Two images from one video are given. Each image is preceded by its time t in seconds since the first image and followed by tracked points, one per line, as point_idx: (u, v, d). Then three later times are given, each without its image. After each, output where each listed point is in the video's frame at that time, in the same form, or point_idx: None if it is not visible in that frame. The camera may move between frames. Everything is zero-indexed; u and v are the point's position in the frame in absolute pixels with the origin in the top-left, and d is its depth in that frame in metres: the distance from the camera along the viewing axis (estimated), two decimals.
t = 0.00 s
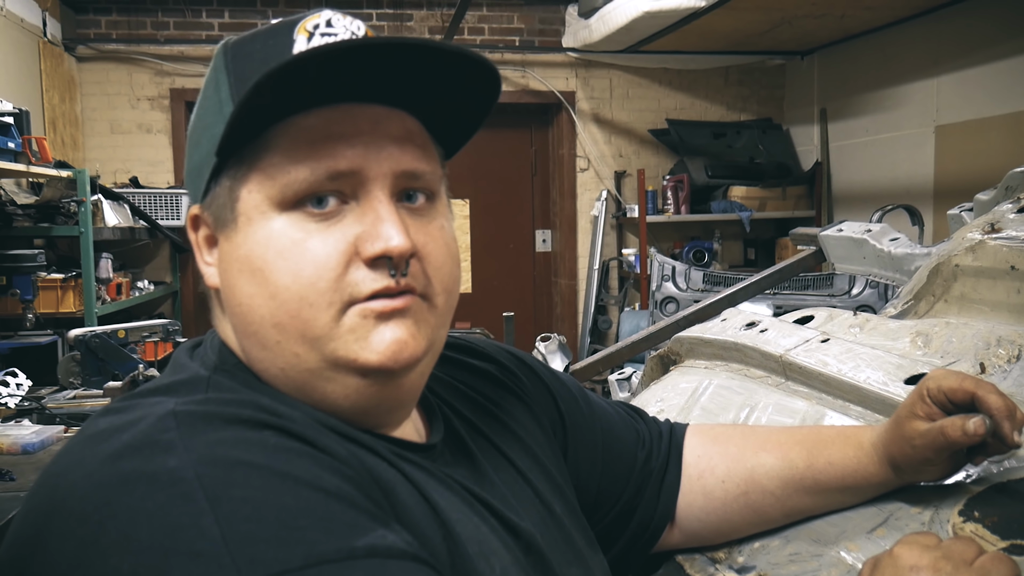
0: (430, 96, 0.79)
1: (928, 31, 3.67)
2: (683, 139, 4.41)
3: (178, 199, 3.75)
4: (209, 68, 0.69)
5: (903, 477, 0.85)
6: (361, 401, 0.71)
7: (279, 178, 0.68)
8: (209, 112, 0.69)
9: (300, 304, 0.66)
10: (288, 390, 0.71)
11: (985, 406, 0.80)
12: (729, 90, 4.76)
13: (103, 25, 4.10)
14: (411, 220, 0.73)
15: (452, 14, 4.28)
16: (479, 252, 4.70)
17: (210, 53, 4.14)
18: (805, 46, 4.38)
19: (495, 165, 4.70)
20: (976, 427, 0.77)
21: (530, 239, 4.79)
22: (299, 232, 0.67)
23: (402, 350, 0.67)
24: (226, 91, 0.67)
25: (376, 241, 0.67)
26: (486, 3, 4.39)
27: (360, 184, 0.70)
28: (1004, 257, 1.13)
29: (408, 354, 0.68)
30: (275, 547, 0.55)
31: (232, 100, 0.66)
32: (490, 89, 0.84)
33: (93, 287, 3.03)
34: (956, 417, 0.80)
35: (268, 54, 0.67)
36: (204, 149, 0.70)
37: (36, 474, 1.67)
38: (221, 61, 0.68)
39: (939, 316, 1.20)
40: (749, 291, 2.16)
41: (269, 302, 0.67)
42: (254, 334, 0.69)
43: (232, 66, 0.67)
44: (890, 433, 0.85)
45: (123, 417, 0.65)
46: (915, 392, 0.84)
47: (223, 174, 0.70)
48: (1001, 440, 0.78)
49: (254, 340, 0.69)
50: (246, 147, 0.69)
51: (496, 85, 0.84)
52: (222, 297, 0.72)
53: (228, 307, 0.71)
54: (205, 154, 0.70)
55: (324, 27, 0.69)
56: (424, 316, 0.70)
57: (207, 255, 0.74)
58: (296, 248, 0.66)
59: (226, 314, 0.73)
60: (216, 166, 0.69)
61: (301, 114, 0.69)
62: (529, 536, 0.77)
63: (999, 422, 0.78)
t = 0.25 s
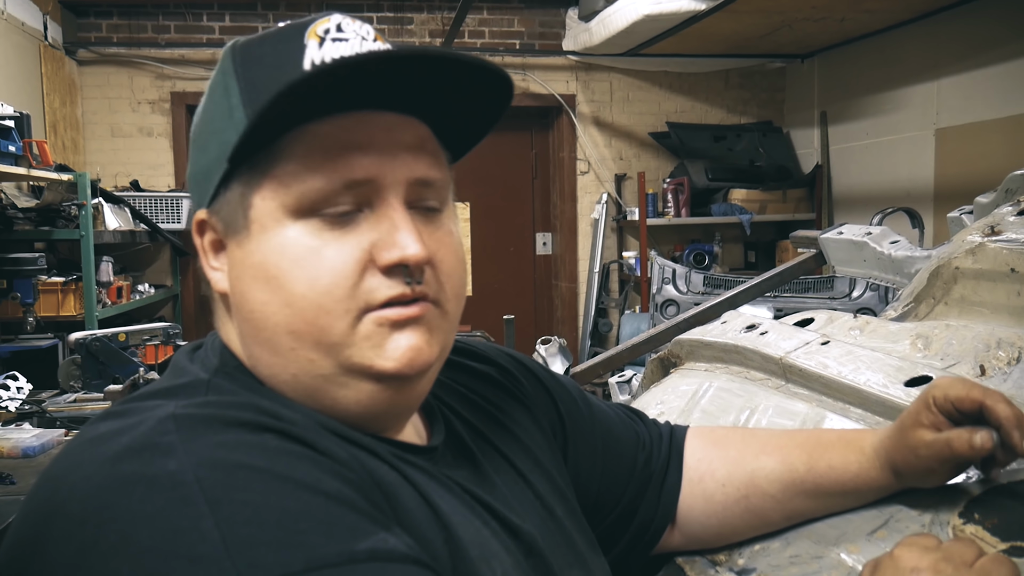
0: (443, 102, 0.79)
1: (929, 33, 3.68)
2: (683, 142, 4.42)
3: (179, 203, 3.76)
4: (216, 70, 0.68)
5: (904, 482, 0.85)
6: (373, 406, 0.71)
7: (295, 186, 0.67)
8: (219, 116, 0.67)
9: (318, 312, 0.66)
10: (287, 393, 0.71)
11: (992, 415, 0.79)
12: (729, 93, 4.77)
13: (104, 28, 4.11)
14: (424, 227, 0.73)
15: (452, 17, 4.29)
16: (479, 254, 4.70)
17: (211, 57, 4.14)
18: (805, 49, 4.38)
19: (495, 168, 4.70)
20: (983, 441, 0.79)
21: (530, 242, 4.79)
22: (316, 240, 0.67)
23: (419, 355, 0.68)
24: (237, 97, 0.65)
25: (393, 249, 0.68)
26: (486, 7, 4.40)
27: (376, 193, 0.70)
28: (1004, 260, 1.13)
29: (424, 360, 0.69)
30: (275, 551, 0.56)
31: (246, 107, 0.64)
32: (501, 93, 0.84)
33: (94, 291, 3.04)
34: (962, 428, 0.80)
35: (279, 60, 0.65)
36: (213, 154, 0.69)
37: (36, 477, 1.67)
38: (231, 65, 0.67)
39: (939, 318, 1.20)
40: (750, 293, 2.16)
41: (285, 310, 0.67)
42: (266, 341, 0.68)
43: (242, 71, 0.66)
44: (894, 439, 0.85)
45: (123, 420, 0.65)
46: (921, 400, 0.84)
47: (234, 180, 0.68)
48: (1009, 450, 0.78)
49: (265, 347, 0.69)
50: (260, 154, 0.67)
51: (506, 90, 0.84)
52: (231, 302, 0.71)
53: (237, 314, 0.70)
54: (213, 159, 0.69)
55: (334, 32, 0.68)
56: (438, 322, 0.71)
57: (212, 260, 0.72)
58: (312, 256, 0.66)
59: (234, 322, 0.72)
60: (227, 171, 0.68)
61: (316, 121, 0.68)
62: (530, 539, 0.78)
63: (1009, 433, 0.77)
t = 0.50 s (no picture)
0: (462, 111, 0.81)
1: (927, 36, 3.69)
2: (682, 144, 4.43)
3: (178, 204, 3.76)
4: (247, 62, 0.67)
5: (903, 487, 0.84)
6: (403, 398, 0.72)
7: (346, 185, 0.67)
8: (253, 110, 0.66)
9: (366, 307, 0.67)
10: (287, 395, 0.70)
11: (991, 423, 0.79)
12: (727, 95, 4.77)
13: (103, 30, 4.11)
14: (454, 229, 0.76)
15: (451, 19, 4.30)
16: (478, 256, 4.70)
17: (209, 59, 4.15)
18: (803, 51, 4.39)
19: (495, 170, 4.70)
20: (981, 451, 0.76)
21: (529, 244, 4.79)
22: (364, 238, 0.67)
23: (450, 348, 0.72)
24: (281, 92, 0.65)
25: (437, 248, 0.70)
26: (485, 9, 4.41)
27: (417, 195, 0.71)
28: (1002, 262, 1.13)
29: (453, 353, 0.73)
30: (282, 553, 0.56)
31: (292, 105, 0.65)
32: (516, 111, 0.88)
33: (93, 293, 3.03)
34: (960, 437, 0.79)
35: (325, 61, 0.66)
36: (242, 147, 0.67)
37: (34, 479, 1.67)
38: (267, 59, 0.66)
39: (938, 320, 1.20)
40: (748, 296, 2.16)
41: (331, 306, 0.66)
42: (304, 337, 0.68)
43: (281, 66, 0.66)
44: (893, 443, 0.84)
45: (129, 421, 0.65)
46: (920, 406, 0.83)
47: (274, 174, 0.67)
48: (1008, 456, 0.78)
49: (300, 342, 0.68)
50: (305, 151, 0.67)
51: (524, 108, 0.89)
52: (256, 299, 0.69)
53: (264, 311, 0.68)
54: (242, 152, 0.67)
55: (369, 35, 0.69)
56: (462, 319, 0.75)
57: (227, 255, 0.70)
58: (359, 255, 0.66)
59: (256, 320, 0.70)
60: (267, 166, 0.66)
61: (365, 123, 0.68)
62: (530, 531, 0.78)
63: (1009, 439, 0.77)
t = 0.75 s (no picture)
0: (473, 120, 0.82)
1: (923, 38, 3.70)
2: (679, 146, 4.44)
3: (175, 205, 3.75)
4: (268, 65, 0.66)
5: (901, 486, 0.85)
6: (414, 404, 0.73)
7: (368, 193, 0.67)
8: (275, 113, 0.66)
9: (384, 314, 0.67)
10: (283, 397, 0.70)
11: (989, 420, 0.80)
12: (725, 97, 4.78)
13: (100, 31, 4.11)
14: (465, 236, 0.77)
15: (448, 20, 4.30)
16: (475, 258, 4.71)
17: (206, 59, 4.14)
18: (800, 53, 4.40)
19: (492, 171, 4.71)
20: (977, 446, 0.78)
21: (527, 245, 4.80)
22: (382, 245, 0.68)
23: (461, 354, 0.73)
24: (303, 96, 0.65)
25: (454, 255, 0.72)
26: (482, 10, 4.41)
27: (434, 202, 0.72)
28: (998, 264, 1.13)
29: (463, 359, 0.74)
30: (271, 559, 0.57)
31: (315, 109, 0.65)
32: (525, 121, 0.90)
33: (89, 294, 3.03)
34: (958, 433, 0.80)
35: (346, 66, 0.67)
36: (260, 150, 0.67)
37: (29, 481, 1.66)
38: (287, 62, 0.66)
39: (934, 322, 1.20)
40: (745, 297, 2.16)
41: (351, 313, 0.67)
42: (320, 343, 0.68)
43: (303, 70, 0.66)
44: (891, 443, 0.86)
45: (126, 422, 0.65)
46: (918, 404, 0.84)
47: (296, 179, 0.67)
48: (1006, 454, 0.79)
49: (316, 347, 0.68)
50: (329, 157, 0.67)
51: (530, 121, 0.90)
52: (271, 303, 0.69)
53: (278, 315, 0.68)
54: (262, 156, 0.67)
55: (388, 41, 0.70)
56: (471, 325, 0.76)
57: (240, 259, 0.69)
58: (379, 262, 0.67)
59: (268, 324, 0.70)
60: (290, 171, 0.66)
61: (389, 131, 0.69)
62: (526, 534, 0.78)
63: (1005, 436, 0.78)
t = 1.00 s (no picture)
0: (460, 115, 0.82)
1: (915, 40, 3.72)
2: (671, 146, 4.45)
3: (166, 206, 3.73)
4: (253, 63, 0.67)
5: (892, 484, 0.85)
6: (400, 396, 0.72)
7: (352, 186, 0.67)
8: (260, 109, 0.66)
9: (369, 306, 0.67)
10: (274, 395, 0.70)
11: (980, 418, 0.80)
12: (717, 98, 4.79)
13: (91, 30, 4.08)
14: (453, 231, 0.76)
15: (441, 20, 4.30)
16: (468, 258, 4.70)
17: (198, 59, 4.13)
18: (792, 54, 4.42)
19: (485, 171, 4.71)
20: (968, 443, 0.76)
21: (519, 245, 4.80)
22: (368, 238, 0.67)
23: (449, 346, 0.72)
24: (288, 92, 0.65)
25: (441, 248, 0.71)
26: (475, 11, 4.41)
27: (420, 196, 0.71)
28: (989, 264, 1.14)
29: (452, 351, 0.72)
30: (241, 554, 0.55)
31: (299, 104, 0.65)
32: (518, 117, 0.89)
33: (80, 295, 3.01)
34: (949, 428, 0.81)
35: (330, 61, 0.67)
36: (247, 146, 0.67)
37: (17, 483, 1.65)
38: (272, 58, 0.66)
39: (926, 322, 1.21)
40: (737, 297, 2.16)
41: (336, 305, 0.66)
42: (306, 336, 0.68)
43: (287, 66, 0.66)
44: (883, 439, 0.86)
45: (108, 419, 0.65)
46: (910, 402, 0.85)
47: (280, 173, 0.66)
48: (995, 450, 0.79)
49: (302, 342, 0.68)
50: (312, 150, 0.67)
51: (517, 115, 0.89)
52: (257, 298, 0.69)
53: (264, 310, 0.68)
54: (248, 152, 0.67)
55: (374, 38, 0.70)
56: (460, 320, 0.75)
57: (227, 254, 0.69)
58: (363, 256, 0.66)
59: (256, 320, 0.70)
60: (275, 164, 0.66)
61: (372, 124, 0.69)
62: (513, 533, 0.77)
63: (995, 433, 0.79)
